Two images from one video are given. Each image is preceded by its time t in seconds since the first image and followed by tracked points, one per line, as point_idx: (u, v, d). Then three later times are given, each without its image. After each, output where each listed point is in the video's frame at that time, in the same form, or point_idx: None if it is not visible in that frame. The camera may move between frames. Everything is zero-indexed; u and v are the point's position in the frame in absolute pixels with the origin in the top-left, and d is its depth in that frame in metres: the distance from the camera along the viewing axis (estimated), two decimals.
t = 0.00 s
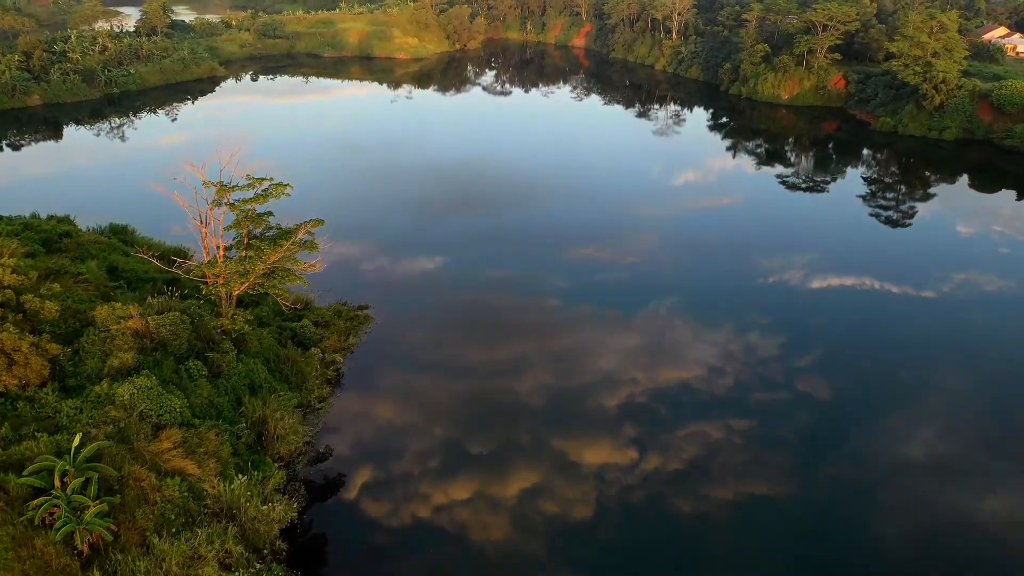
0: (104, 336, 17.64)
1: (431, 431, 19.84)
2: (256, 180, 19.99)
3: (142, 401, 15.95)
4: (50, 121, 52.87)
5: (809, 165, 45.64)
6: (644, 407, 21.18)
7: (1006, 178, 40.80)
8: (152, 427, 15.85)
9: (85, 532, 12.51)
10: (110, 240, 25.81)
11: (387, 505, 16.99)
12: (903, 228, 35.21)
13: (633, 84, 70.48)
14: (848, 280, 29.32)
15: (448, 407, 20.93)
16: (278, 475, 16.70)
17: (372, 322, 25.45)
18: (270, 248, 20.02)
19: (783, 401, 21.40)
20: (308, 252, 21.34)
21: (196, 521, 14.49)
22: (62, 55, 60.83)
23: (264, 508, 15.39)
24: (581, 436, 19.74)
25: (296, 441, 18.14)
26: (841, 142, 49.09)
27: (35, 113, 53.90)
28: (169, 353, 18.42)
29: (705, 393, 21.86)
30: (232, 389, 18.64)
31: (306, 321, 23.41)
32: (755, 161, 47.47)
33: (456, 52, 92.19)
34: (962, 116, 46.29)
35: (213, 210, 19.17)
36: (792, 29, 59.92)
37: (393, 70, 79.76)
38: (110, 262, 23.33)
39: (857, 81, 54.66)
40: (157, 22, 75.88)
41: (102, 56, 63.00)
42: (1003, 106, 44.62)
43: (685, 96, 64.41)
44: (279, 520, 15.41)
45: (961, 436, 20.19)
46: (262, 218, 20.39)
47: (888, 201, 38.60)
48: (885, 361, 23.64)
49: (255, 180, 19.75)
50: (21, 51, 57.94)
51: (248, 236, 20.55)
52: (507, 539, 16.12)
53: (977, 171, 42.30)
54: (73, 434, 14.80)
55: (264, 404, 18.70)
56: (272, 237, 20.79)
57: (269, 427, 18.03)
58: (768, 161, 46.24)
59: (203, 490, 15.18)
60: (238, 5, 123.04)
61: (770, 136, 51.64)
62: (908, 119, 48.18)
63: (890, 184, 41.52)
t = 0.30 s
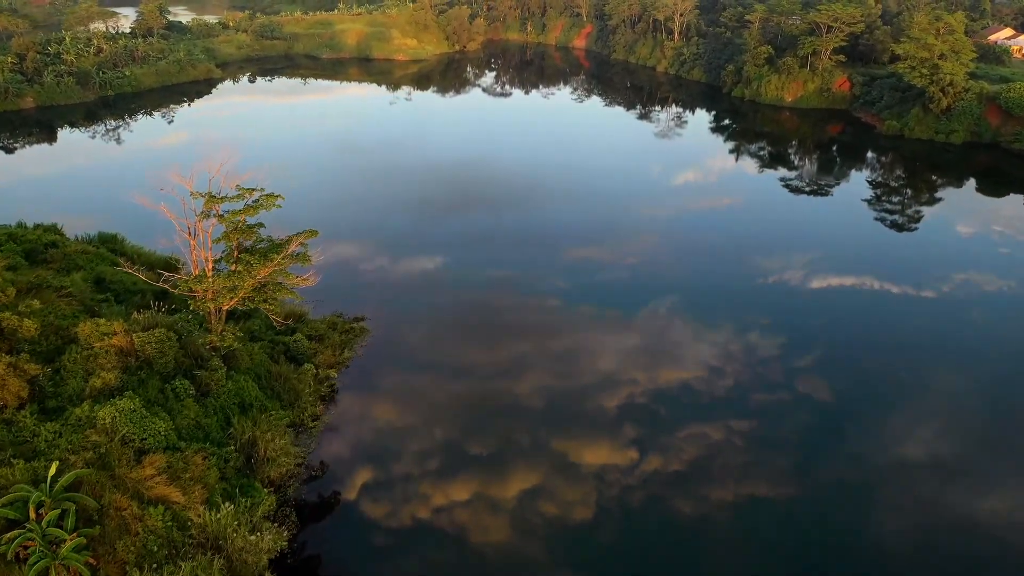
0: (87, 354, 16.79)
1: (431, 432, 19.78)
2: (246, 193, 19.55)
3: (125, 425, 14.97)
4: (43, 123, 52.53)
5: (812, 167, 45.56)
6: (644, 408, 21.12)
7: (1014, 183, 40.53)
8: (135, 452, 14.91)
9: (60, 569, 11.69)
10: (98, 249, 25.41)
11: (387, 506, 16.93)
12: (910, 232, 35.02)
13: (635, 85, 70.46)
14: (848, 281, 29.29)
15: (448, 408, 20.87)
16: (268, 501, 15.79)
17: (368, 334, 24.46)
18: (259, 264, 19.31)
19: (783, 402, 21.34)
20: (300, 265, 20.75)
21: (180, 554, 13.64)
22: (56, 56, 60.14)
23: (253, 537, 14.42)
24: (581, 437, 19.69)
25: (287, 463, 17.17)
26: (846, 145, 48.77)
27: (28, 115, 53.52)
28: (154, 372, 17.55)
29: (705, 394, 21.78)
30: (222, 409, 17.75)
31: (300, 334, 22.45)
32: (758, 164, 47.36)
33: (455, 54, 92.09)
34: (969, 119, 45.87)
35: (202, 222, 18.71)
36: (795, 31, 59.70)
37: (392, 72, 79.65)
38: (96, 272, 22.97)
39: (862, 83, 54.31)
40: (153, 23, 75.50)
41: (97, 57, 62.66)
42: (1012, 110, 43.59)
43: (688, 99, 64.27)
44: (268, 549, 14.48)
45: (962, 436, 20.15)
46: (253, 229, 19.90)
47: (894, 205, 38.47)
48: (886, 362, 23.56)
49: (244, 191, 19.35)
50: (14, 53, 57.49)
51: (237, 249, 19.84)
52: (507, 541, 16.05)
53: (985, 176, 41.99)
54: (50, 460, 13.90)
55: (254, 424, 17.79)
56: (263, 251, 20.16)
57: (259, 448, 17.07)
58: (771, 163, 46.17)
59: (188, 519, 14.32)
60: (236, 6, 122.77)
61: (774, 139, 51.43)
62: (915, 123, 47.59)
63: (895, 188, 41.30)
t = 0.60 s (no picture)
0: (68, 374, 15.83)
1: (431, 432, 19.78)
2: (235, 203, 19.00)
3: (106, 451, 13.96)
4: (36, 126, 52.17)
5: (816, 171, 45.27)
6: (644, 408, 21.10)
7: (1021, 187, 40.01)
8: (116, 479, 13.87)
9: None
10: (85, 259, 24.74)
11: (387, 506, 16.93)
12: (916, 237, 34.84)
13: (636, 87, 70.40)
14: (848, 281, 29.34)
15: (448, 408, 20.88)
16: (257, 530, 14.85)
17: (363, 348, 23.73)
18: (248, 280, 18.70)
19: (783, 402, 21.33)
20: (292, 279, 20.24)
21: None
22: (49, 58, 59.64)
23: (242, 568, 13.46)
24: (581, 437, 19.68)
25: (277, 487, 16.32)
26: (851, 148, 48.26)
27: (21, 118, 53.01)
28: (139, 393, 16.60)
29: (705, 395, 21.77)
30: (211, 431, 16.88)
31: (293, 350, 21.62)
32: (760, 167, 47.17)
33: (455, 55, 92.16)
34: (977, 122, 44.92)
35: (190, 234, 17.95)
36: (799, 32, 59.33)
37: (390, 73, 79.64)
38: (82, 283, 22.18)
39: (866, 85, 53.56)
40: (148, 24, 75.02)
41: (92, 60, 62.25)
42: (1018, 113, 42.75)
43: (690, 101, 64.12)
44: None
45: (962, 435, 20.15)
46: (242, 242, 19.28)
47: (899, 209, 38.24)
48: (887, 363, 23.51)
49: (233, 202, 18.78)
50: (7, 55, 56.83)
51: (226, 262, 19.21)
52: (507, 542, 16.03)
53: (992, 180, 41.40)
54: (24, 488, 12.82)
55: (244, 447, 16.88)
56: (253, 264, 19.58)
57: (248, 473, 16.16)
58: (774, 167, 45.99)
59: (173, 551, 13.26)
60: (235, 6, 122.70)
61: (778, 142, 51.12)
62: (921, 126, 46.91)
63: (901, 193, 40.86)
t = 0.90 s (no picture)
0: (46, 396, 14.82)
1: (431, 433, 19.76)
2: (223, 217, 18.02)
3: (85, 479, 12.97)
4: (30, 129, 51.83)
5: (821, 175, 44.73)
6: (644, 408, 21.09)
7: None
8: (94, 510, 12.84)
9: None
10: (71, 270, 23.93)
11: (387, 507, 16.92)
12: (921, 242, 34.16)
13: (637, 89, 70.39)
14: (848, 281, 29.31)
15: (447, 408, 20.88)
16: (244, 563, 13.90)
17: (357, 364, 22.85)
18: (236, 298, 17.34)
19: (783, 403, 21.31)
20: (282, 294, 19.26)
21: None
22: (43, 60, 59.12)
23: None
24: (581, 437, 19.67)
25: (267, 513, 15.45)
26: (855, 152, 47.73)
27: (15, 121, 52.66)
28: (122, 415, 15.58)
29: (705, 395, 21.75)
30: (197, 455, 15.91)
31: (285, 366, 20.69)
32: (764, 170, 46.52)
33: (455, 56, 92.20)
34: (985, 125, 44.29)
35: (177, 248, 16.67)
36: (803, 34, 58.60)
37: (389, 75, 79.59)
38: (66, 296, 21.16)
39: (872, 87, 53.05)
40: (144, 25, 74.63)
41: (86, 61, 61.79)
42: None
43: (691, 102, 63.90)
44: None
45: (962, 435, 20.15)
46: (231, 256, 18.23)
47: (905, 213, 37.52)
48: (887, 363, 23.49)
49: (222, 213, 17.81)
50: None
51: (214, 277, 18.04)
52: (507, 542, 16.02)
53: (999, 184, 40.65)
54: None
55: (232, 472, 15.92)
56: (241, 281, 18.55)
57: (236, 500, 15.22)
58: (778, 169, 45.29)
59: None
60: (233, 7, 122.53)
61: (781, 145, 50.49)
62: (928, 129, 46.18)
63: (908, 196, 40.16)
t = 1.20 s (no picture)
0: (23, 422, 14.17)
1: (431, 433, 19.74)
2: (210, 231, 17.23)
3: (60, 512, 12.31)
4: (24, 132, 51.23)
5: (825, 178, 44.23)
6: (643, 409, 21.08)
7: None
8: (70, 544, 12.13)
9: None
10: (57, 281, 23.56)
11: (387, 508, 16.90)
12: (928, 246, 33.76)
13: (639, 90, 70.32)
14: (848, 281, 29.34)
15: (447, 409, 20.85)
16: None
17: (353, 379, 21.96)
18: (221, 318, 16.56)
19: (783, 403, 21.29)
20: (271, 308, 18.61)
21: None
22: (36, 62, 58.00)
23: None
24: (581, 438, 19.66)
25: (256, 541, 14.54)
26: (859, 155, 47.03)
27: (8, 124, 52.07)
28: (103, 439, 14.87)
29: (705, 395, 21.74)
30: (183, 480, 15.14)
31: (278, 383, 19.77)
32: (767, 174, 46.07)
33: (454, 57, 92.16)
34: (993, 128, 43.35)
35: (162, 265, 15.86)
36: (808, 36, 58.20)
37: (388, 76, 79.52)
38: (50, 309, 20.72)
39: (877, 90, 52.42)
40: (140, 26, 74.01)
41: (81, 63, 60.97)
42: None
43: (693, 104, 63.68)
44: None
45: (962, 435, 20.15)
46: (218, 271, 17.53)
47: (912, 217, 37.15)
48: (888, 363, 23.47)
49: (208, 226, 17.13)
50: None
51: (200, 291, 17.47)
52: (507, 542, 16.02)
53: (1008, 187, 39.92)
54: None
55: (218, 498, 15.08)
56: (229, 298, 17.81)
57: (222, 528, 14.35)
58: (780, 173, 44.90)
59: None
60: (230, 8, 122.11)
61: (785, 148, 49.93)
62: (935, 132, 45.35)
63: (914, 201, 39.72)
